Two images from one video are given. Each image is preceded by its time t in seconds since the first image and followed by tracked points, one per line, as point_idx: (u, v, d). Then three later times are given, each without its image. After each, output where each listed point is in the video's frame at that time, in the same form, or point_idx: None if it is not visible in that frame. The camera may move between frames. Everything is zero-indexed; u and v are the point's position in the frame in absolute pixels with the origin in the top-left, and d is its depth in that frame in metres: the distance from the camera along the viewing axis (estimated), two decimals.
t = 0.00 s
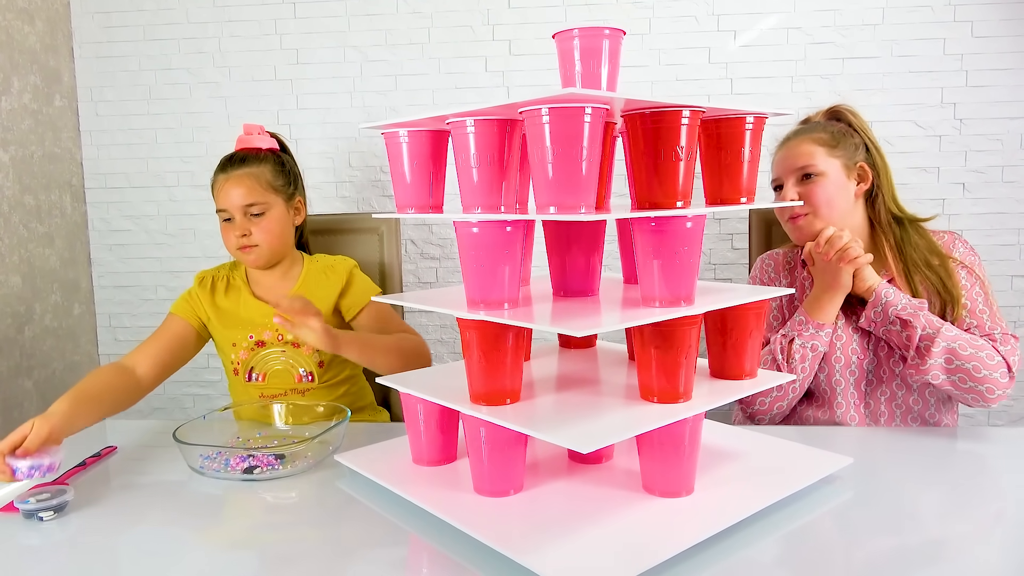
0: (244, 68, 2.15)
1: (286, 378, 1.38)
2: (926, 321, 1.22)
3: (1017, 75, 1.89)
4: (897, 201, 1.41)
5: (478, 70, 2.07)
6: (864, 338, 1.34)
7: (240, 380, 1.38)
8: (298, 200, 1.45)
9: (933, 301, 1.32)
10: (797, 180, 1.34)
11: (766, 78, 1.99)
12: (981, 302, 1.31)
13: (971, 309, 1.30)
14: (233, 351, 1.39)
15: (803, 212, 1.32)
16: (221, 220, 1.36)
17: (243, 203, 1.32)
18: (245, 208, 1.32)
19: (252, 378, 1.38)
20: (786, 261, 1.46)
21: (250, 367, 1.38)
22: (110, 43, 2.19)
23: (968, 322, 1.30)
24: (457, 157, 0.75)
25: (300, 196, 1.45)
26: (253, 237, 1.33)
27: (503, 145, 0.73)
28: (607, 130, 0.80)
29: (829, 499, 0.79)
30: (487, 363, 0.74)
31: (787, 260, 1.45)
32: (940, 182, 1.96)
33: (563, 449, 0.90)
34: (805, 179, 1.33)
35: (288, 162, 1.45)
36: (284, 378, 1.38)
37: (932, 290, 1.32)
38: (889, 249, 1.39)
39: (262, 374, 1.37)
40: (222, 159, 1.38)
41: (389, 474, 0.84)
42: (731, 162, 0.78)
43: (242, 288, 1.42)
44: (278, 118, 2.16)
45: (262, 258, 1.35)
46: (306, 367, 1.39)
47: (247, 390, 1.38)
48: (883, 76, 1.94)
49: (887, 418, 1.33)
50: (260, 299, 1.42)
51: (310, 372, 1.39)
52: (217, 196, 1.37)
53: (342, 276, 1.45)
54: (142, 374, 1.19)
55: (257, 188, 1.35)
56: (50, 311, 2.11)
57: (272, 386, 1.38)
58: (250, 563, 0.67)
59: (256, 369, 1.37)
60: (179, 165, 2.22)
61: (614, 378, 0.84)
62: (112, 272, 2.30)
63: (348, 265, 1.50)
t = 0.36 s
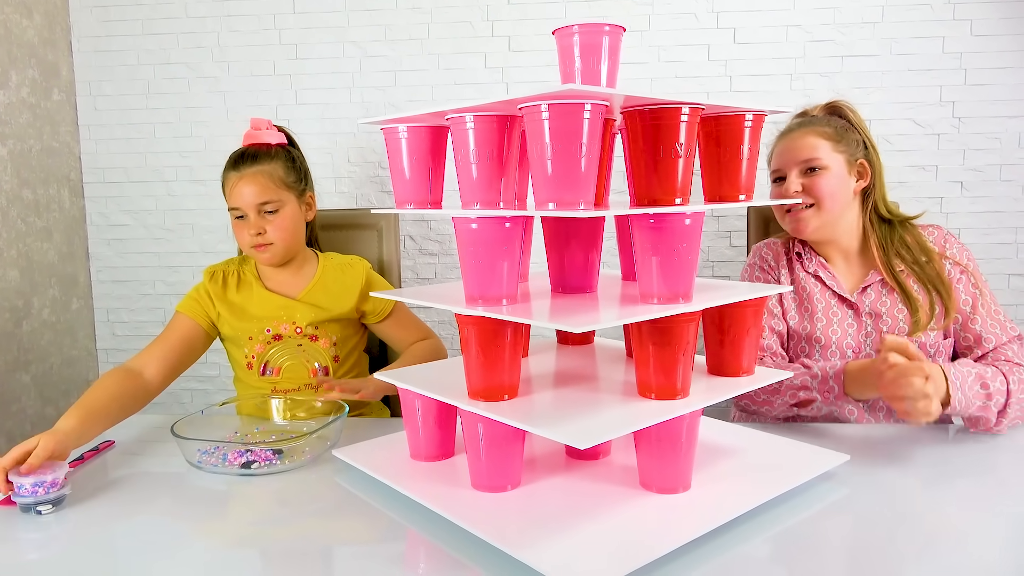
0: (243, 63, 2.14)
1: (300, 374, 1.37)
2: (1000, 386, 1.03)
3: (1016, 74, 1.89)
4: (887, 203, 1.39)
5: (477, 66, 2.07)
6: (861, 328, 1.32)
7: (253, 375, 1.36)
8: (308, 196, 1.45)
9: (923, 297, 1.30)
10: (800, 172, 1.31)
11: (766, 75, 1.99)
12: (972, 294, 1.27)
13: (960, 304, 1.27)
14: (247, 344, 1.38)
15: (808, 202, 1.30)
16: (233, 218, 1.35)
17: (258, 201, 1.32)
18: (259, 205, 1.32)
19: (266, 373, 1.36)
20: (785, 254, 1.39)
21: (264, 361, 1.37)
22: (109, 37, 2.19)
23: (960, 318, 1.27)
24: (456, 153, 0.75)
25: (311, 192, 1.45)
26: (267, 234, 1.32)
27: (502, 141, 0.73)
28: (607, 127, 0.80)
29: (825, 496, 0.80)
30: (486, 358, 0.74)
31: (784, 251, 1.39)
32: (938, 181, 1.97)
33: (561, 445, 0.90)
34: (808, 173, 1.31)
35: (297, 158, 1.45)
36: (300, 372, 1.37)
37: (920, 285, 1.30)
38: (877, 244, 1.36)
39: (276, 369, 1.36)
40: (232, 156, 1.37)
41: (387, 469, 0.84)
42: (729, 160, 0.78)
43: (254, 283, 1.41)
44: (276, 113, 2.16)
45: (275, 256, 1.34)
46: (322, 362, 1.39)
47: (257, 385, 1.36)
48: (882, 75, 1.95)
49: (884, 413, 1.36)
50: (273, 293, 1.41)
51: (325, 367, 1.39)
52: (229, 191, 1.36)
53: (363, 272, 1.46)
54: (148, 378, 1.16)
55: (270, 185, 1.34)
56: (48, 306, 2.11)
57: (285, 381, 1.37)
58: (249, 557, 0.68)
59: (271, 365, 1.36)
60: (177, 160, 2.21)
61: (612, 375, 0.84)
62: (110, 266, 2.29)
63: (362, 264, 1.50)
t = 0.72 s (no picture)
0: (238, 55, 2.13)
1: (297, 367, 1.37)
2: (993, 407, 0.98)
3: (1013, 68, 1.89)
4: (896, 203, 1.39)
5: (474, 59, 2.06)
6: (863, 329, 1.29)
7: (250, 369, 1.36)
8: (308, 191, 1.45)
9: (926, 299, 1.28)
10: (832, 158, 1.31)
11: (763, 69, 1.99)
12: (972, 293, 1.27)
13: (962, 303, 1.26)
14: (243, 339, 1.37)
15: (836, 189, 1.30)
16: (235, 208, 1.34)
17: (262, 192, 1.31)
18: (264, 196, 1.31)
19: (263, 366, 1.36)
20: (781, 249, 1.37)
21: (260, 356, 1.36)
22: (103, 28, 2.17)
23: (962, 317, 1.26)
24: (452, 146, 0.75)
25: (311, 186, 1.45)
26: (271, 226, 1.32)
27: (499, 135, 0.73)
28: (604, 120, 0.80)
29: (820, 489, 0.80)
30: (482, 352, 0.74)
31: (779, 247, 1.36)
32: (934, 175, 1.97)
33: (557, 438, 0.90)
34: (840, 161, 1.31)
35: (298, 151, 1.44)
36: (297, 366, 1.37)
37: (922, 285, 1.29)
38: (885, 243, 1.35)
39: (272, 363, 1.36)
40: (235, 146, 1.36)
41: (382, 463, 0.84)
42: (726, 154, 0.78)
43: (248, 279, 1.39)
44: (272, 105, 2.15)
45: (277, 248, 1.34)
46: (318, 354, 1.39)
47: (254, 379, 1.36)
48: (880, 69, 1.94)
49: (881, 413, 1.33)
50: (267, 288, 1.39)
51: (321, 360, 1.39)
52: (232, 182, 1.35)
53: (356, 265, 1.44)
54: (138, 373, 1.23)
55: (275, 176, 1.34)
56: (42, 299, 2.10)
57: (282, 374, 1.37)
58: (246, 550, 0.68)
59: (268, 359, 1.36)
60: (172, 153, 2.20)
61: (608, 368, 0.84)
62: (105, 259, 2.28)
63: (358, 257, 1.48)
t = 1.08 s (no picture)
0: (234, 49, 2.12)
1: (286, 362, 1.35)
2: (998, 406, 0.98)
3: (1011, 63, 1.90)
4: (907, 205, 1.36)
5: (472, 53, 2.06)
6: (857, 328, 1.29)
7: (240, 365, 1.36)
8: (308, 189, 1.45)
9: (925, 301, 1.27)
10: (855, 157, 1.29)
11: (762, 64, 1.98)
12: (974, 293, 1.25)
13: (963, 304, 1.24)
14: (232, 335, 1.36)
15: (854, 189, 1.27)
16: (243, 201, 1.32)
17: (276, 187, 1.31)
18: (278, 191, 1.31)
19: (253, 363, 1.35)
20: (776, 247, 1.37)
21: (250, 352, 1.36)
22: (98, 21, 2.16)
23: (962, 318, 1.24)
24: (450, 140, 0.74)
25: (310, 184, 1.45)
26: (283, 222, 1.31)
27: (496, 129, 0.73)
28: (602, 114, 0.80)
29: (817, 483, 0.80)
30: (480, 347, 0.74)
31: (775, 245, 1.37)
32: (932, 170, 1.97)
33: (554, 433, 0.90)
34: (861, 160, 1.29)
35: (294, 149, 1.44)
36: (285, 363, 1.35)
37: (921, 287, 1.27)
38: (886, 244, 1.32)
39: (261, 359, 1.35)
40: (241, 141, 1.34)
41: (380, 457, 0.84)
42: (724, 149, 0.78)
43: (237, 275, 1.38)
44: (269, 100, 2.14)
45: (286, 244, 1.33)
46: (307, 351, 1.36)
47: (246, 377, 1.36)
48: (878, 63, 1.94)
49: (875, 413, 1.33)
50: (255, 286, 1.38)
51: (311, 357, 1.36)
52: (241, 177, 1.32)
53: (339, 258, 1.40)
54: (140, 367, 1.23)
55: (287, 172, 1.34)
56: (39, 293, 2.10)
57: (273, 370, 1.36)
58: (245, 543, 0.68)
59: (257, 355, 1.35)
60: (169, 147, 2.20)
61: (606, 363, 0.84)
62: (101, 254, 2.28)
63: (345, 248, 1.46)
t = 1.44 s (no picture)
0: (229, 45, 2.12)
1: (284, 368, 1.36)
2: (998, 406, 0.97)
3: (1006, 60, 1.90)
4: (910, 207, 1.34)
5: (467, 50, 2.06)
6: (847, 325, 1.29)
7: (233, 371, 1.36)
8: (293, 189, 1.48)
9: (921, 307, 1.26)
10: (834, 160, 1.28)
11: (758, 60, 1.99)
12: (968, 292, 1.24)
13: (958, 302, 1.24)
14: (226, 342, 1.36)
15: (830, 190, 1.27)
16: (250, 188, 1.32)
17: (286, 175, 1.34)
18: (287, 180, 1.35)
19: (247, 369, 1.36)
20: (770, 246, 1.38)
21: (246, 359, 1.36)
22: (92, 17, 2.15)
23: (957, 316, 1.24)
24: (443, 136, 0.74)
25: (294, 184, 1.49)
26: (293, 210, 1.34)
27: (489, 125, 0.73)
28: (595, 111, 0.80)
29: (811, 479, 0.80)
30: (473, 343, 0.74)
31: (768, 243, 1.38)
32: (928, 166, 1.98)
33: (548, 430, 0.91)
34: (841, 164, 1.28)
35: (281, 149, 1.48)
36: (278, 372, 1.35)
37: (919, 295, 1.26)
38: (880, 245, 1.31)
39: (256, 365, 1.35)
40: (244, 132, 1.35)
41: (374, 454, 0.84)
42: (718, 145, 0.78)
43: (233, 276, 1.38)
44: (264, 96, 2.13)
45: (292, 233, 1.35)
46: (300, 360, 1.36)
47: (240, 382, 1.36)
48: (873, 61, 1.95)
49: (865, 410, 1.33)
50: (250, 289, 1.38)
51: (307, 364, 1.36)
52: (246, 165, 1.33)
53: (332, 263, 1.38)
54: (149, 366, 1.18)
55: (293, 163, 1.38)
56: (34, 290, 2.09)
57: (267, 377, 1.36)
58: (240, 540, 0.68)
59: (252, 361, 1.35)
60: (164, 143, 2.19)
61: (600, 360, 0.84)
62: (96, 251, 2.27)
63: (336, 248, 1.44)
